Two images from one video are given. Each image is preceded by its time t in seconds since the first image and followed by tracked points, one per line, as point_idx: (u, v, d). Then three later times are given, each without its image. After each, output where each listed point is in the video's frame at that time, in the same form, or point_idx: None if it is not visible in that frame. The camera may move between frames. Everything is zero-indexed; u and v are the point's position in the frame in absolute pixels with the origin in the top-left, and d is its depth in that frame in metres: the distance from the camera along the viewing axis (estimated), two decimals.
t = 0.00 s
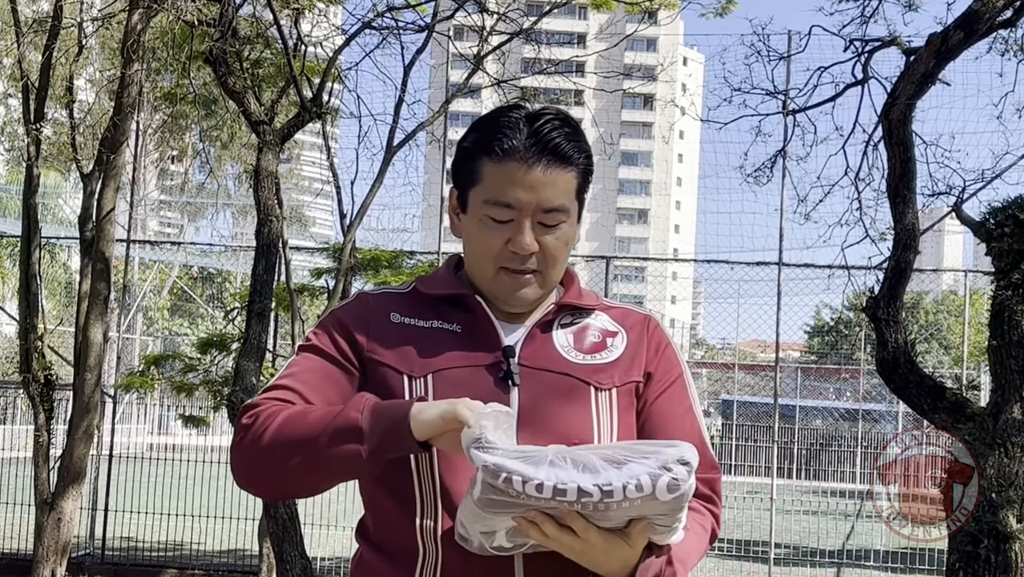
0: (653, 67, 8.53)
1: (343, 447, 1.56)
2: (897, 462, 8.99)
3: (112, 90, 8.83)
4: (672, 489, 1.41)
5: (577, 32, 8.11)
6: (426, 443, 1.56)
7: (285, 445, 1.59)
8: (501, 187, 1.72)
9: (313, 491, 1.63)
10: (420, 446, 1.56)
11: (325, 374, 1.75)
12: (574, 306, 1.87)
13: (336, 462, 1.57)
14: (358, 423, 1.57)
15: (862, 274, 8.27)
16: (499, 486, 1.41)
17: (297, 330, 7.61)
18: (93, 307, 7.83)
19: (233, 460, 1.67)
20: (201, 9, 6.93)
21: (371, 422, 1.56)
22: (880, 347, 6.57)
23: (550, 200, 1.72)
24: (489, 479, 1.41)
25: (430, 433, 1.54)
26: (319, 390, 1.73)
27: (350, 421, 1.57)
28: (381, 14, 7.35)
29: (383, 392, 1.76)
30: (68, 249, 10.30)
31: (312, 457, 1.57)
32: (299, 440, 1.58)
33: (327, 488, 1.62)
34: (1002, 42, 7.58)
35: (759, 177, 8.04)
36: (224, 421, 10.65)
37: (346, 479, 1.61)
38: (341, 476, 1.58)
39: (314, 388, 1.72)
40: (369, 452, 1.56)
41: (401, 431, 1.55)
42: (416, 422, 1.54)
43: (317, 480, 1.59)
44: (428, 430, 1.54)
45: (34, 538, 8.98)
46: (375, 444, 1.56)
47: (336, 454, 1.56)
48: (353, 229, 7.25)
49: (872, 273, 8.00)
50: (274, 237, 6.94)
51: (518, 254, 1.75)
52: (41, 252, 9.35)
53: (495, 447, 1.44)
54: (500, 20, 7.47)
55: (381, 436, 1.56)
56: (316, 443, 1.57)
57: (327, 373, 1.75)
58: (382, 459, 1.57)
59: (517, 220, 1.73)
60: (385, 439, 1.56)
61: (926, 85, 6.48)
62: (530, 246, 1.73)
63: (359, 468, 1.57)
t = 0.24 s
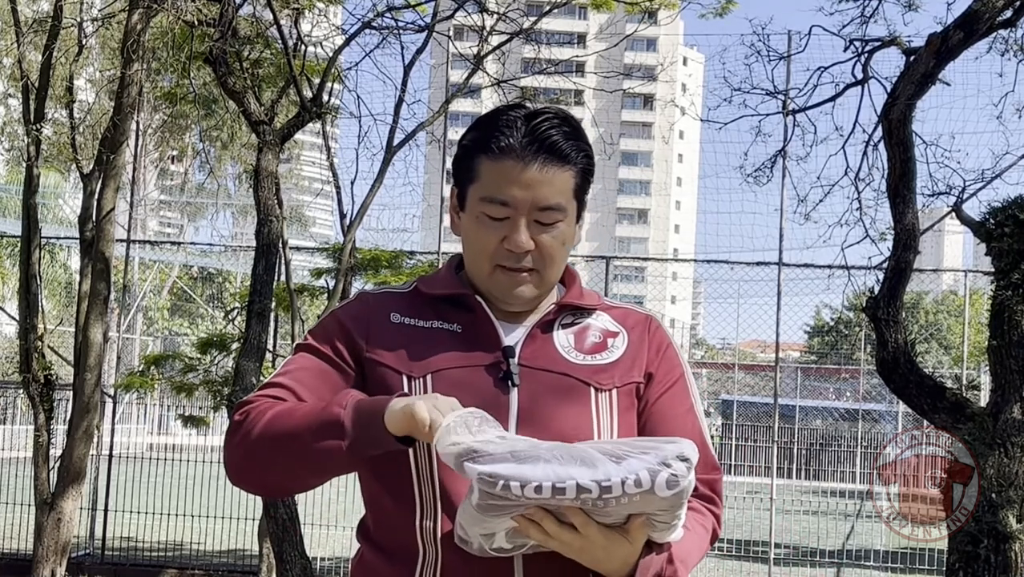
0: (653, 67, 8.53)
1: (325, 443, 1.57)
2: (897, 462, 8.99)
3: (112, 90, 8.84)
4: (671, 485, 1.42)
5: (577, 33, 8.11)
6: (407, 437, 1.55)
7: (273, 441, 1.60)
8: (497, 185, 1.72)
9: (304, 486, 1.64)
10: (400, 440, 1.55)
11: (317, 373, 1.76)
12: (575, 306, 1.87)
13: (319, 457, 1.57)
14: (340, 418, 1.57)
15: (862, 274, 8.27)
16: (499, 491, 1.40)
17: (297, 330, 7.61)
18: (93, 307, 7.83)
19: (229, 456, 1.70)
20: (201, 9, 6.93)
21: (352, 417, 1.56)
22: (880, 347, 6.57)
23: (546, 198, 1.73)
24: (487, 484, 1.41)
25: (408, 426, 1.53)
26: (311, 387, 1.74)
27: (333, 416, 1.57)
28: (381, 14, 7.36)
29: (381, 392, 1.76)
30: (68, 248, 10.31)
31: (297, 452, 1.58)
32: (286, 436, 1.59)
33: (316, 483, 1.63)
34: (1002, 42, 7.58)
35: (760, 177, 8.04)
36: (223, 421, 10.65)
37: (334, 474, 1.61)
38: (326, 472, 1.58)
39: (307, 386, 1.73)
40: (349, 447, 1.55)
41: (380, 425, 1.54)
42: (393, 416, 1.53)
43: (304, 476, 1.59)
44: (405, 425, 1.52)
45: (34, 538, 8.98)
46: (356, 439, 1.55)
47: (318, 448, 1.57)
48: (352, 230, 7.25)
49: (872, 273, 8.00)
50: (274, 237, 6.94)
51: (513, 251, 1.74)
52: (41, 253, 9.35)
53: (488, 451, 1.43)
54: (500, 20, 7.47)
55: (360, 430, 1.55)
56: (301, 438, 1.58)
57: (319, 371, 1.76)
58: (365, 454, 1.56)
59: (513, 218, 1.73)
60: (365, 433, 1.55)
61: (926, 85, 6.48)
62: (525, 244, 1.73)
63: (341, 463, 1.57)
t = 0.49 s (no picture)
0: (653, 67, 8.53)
1: (363, 439, 1.56)
2: (897, 462, 8.99)
3: (112, 90, 8.84)
4: (656, 474, 1.42)
5: (577, 33, 8.11)
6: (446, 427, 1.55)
7: (309, 443, 1.59)
8: (491, 182, 1.72)
9: (342, 488, 1.62)
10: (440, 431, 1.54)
11: (339, 377, 1.75)
12: (573, 306, 1.87)
13: (358, 454, 1.56)
14: (376, 413, 1.56)
15: (862, 274, 8.27)
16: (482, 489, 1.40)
17: (297, 330, 7.61)
18: (93, 308, 7.83)
19: (260, 466, 1.68)
20: (201, 9, 6.93)
21: (389, 411, 1.56)
22: (880, 347, 6.57)
23: (541, 195, 1.73)
24: (471, 483, 1.40)
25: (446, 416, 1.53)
26: (336, 391, 1.73)
27: (369, 411, 1.57)
28: (381, 14, 7.36)
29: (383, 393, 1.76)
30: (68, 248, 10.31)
31: (334, 452, 1.57)
32: (322, 436, 1.59)
33: (354, 482, 1.61)
34: (1002, 42, 7.58)
35: (759, 177, 8.05)
36: (223, 421, 10.65)
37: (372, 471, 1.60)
38: (365, 469, 1.57)
39: (329, 390, 1.73)
40: (388, 441, 1.55)
41: (418, 416, 1.53)
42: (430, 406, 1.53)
43: (343, 475, 1.58)
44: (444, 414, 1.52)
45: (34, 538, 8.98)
46: (394, 433, 1.55)
47: (357, 444, 1.56)
48: (352, 230, 7.25)
49: (872, 274, 8.00)
50: (274, 237, 6.94)
51: (511, 249, 1.74)
52: (41, 253, 9.35)
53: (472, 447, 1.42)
54: (500, 20, 7.47)
55: (398, 424, 1.55)
56: (338, 437, 1.57)
57: (340, 374, 1.75)
58: (405, 448, 1.56)
59: (509, 216, 1.73)
60: (404, 426, 1.54)
61: (926, 85, 6.48)
62: (523, 240, 1.73)
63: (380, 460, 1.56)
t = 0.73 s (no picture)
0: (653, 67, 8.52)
1: (363, 439, 1.55)
2: (897, 462, 8.99)
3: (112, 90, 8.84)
4: (654, 475, 1.43)
5: (577, 32, 8.11)
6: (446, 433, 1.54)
7: (307, 439, 1.59)
8: (498, 179, 1.72)
9: (339, 485, 1.62)
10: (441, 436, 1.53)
11: (342, 371, 1.74)
12: (576, 308, 1.87)
13: (357, 454, 1.55)
14: (377, 414, 1.55)
15: (862, 274, 8.27)
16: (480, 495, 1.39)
17: (297, 330, 7.61)
18: (93, 307, 7.83)
19: (260, 456, 1.68)
20: (201, 9, 6.93)
21: (390, 414, 1.54)
22: (880, 347, 6.58)
23: (548, 193, 1.73)
24: (468, 488, 1.40)
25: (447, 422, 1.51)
26: (339, 386, 1.72)
27: (370, 412, 1.55)
28: (381, 14, 7.35)
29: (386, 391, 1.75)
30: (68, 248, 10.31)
31: (332, 450, 1.56)
32: (320, 432, 1.58)
33: (352, 481, 1.61)
34: (1002, 42, 7.58)
35: (759, 177, 8.06)
36: (223, 421, 10.65)
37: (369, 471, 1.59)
38: (362, 469, 1.57)
39: (332, 385, 1.72)
40: (386, 443, 1.54)
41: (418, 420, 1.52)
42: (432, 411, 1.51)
43: (341, 473, 1.58)
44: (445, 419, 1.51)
45: (34, 538, 8.98)
46: (393, 436, 1.54)
47: (356, 445, 1.55)
48: (353, 230, 7.25)
49: (872, 274, 8.00)
50: (274, 237, 6.94)
51: (516, 246, 1.74)
52: (41, 253, 9.35)
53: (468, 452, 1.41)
54: (500, 20, 7.47)
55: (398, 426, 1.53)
56: (337, 434, 1.56)
57: (343, 369, 1.75)
58: (402, 452, 1.54)
59: (516, 213, 1.73)
60: (403, 430, 1.53)
61: (926, 85, 6.48)
62: (529, 238, 1.73)
63: (379, 461, 1.55)
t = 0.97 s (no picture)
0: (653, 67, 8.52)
1: (353, 427, 1.55)
2: (897, 462, 8.99)
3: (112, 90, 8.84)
4: (662, 494, 1.42)
5: (577, 33, 8.12)
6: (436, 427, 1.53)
7: (298, 423, 1.59)
8: (514, 177, 1.72)
9: (328, 471, 1.62)
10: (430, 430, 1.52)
11: (343, 360, 1.74)
12: (583, 311, 1.87)
13: (347, 441, 1.55)
14: (368, 404, 1.55)
15: (862, 274, 8.26)
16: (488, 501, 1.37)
17: (297, 330, 7.61)
18: (93, 307, 7.83)
19: (250, 436, 1.68)
20: (201, 9, 6.94)
21: (381, 404, 1.54)
22: (880, 347, 6.58)
23: (563, 192, 1.73)
24: (476, 492, 1.38)
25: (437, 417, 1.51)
26: (336, 374, 1.72)
27: (361, 400, 1.56)
28: (381, 14, 7.36)
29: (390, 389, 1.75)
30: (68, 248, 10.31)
31: (322, 436, 1.56)
32: (312, 417, 1.58)
33: (340, 468, 1.61)
34: (1002, 42, 7.58)
35: (759, 177, 8.06)
36: (223, 421, 10.65)
37: (358, 459, 1.59)
38: (350, 457, 1.56)
39: (332, 373, 1.72)
40: (375, 433, 1.53)
41: (408, 412, 1.52)
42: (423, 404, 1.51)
43: (328, 460, 1.58)
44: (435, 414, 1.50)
45: (34, 538, 8.98)
46: (383, 426, 1.53)
47: (345, 433, 1.55)
48: (353, 230, 7.25)
49: (872, 274, 8.00)
50: (273, 237, 6.94)
51: (529, 244, 1.74)
52: (41, 253, 9.35)
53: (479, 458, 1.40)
54: (500, 20, 7.48)
55: (388, 416, 1.53)
56: (328, 420, 1.56)
57: (344, 359, 1.75)
58: (390, 443, 1.54)
59: (530, 211, 1.73)
60: (394, 421, 1.53)
61: (926, 85, 6.48)
62: (542, 236, 1.73)
63: (367, 449, 1.55)
